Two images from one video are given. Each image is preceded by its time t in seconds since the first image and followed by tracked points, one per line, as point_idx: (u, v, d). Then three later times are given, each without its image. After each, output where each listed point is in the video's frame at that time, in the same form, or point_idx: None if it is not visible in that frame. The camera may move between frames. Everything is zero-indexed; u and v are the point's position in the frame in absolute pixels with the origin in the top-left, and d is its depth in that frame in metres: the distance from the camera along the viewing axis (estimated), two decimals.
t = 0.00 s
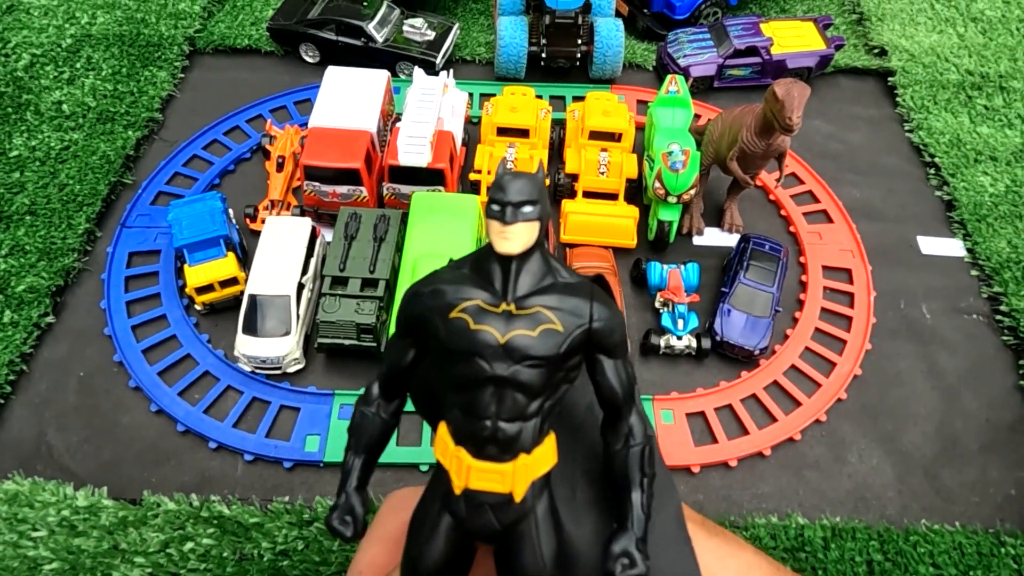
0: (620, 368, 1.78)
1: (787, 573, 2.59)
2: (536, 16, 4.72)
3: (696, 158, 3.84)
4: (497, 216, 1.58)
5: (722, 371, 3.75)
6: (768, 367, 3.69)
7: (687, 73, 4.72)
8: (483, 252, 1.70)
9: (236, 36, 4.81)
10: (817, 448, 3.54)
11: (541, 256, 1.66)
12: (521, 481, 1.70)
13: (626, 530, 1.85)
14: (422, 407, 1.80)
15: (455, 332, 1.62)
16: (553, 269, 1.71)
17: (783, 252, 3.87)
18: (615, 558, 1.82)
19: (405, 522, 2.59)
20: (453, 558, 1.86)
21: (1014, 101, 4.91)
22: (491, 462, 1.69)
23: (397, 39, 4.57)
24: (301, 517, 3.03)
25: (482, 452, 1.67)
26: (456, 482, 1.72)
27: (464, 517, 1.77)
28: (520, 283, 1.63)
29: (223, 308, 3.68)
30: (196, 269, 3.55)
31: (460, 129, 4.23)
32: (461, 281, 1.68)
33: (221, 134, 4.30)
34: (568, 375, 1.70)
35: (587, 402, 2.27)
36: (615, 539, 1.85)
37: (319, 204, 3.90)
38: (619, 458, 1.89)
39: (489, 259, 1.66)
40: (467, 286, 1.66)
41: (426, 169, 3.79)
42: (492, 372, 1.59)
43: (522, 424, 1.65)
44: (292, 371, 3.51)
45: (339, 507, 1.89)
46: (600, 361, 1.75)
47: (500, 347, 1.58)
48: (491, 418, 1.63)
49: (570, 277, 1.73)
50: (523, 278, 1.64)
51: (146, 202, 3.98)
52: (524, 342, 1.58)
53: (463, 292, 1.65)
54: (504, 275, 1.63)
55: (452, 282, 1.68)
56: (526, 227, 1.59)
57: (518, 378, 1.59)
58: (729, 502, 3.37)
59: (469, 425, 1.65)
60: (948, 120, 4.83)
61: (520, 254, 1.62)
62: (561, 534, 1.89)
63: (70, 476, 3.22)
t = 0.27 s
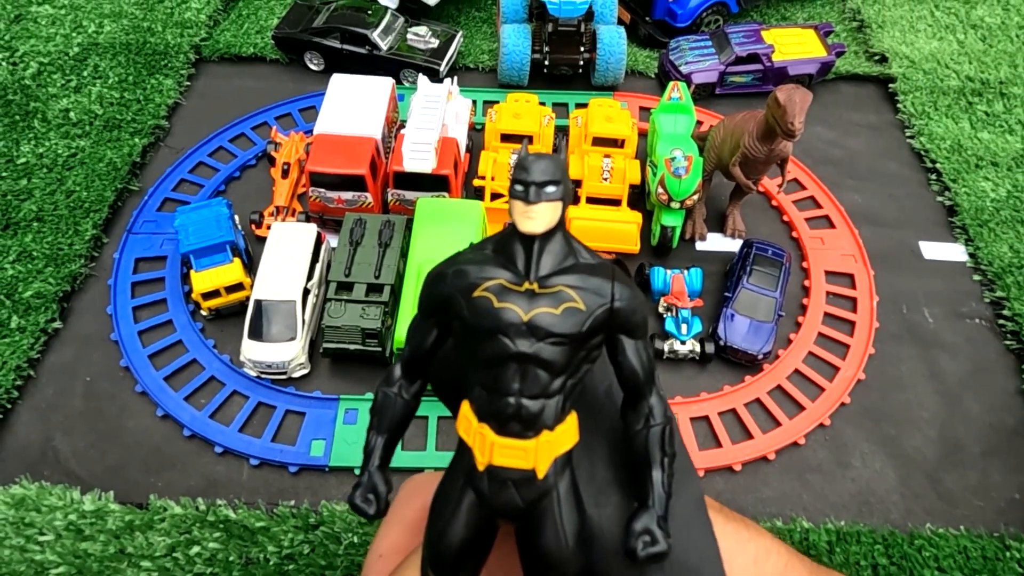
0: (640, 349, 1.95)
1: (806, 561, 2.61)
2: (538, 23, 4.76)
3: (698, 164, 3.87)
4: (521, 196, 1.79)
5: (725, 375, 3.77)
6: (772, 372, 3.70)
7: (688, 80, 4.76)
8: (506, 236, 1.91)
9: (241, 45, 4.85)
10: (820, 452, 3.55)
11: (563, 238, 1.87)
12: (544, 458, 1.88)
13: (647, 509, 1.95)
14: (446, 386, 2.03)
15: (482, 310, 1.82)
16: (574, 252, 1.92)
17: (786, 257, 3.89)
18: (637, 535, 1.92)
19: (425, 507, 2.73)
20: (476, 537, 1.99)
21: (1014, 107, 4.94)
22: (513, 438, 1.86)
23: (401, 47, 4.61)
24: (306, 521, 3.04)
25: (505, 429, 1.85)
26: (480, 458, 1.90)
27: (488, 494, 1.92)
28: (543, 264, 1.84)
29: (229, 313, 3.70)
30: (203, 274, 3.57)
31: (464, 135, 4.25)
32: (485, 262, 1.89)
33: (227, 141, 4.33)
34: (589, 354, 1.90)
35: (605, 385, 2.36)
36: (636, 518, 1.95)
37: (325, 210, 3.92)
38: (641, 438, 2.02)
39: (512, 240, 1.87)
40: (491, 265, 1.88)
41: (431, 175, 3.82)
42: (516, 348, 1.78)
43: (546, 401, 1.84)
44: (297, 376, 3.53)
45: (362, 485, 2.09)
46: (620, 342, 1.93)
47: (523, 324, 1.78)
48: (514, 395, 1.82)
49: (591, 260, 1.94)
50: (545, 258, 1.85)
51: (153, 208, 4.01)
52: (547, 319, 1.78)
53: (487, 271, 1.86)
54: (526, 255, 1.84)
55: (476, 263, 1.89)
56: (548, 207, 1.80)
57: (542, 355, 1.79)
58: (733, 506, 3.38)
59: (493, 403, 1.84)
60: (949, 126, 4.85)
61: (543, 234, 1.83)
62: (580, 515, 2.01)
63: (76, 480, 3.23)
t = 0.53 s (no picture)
0: (649, 332, 1.98)
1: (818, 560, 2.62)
2: (538, 31, 4.82)
3: (697, 168, 3.90)
4: (536, 183, 1.83)
5: (725, 378, 3.79)
6: (771, 374, 3.72)
7: (688, 86, 4.80)
8: (522, 223, 1.96)
9: (244, 52, 4.90)
10: (820, 454, 3.56)
11: (577, 225, 1.92)
12: (554, 433, 1.93)
13: (653, 488, 1.99)
14: (464, 366, 2.09)
15: (497, 291, 1.87)
16: (587, 239, 1.96)
17: (784, 261, 3.92)
18: (642, 512, 1.96)
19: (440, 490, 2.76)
20: (488, 512, 2.04)
21: (1012, 112, 4.97)
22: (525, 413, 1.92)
23: (402, 54, 4.66)
24: (308, 523, 3.06)
25: (517, 404, 1.90)
26: (492, 432, 1.96)
27: (499, 466, 1.97)
28: (557, 249, 1.89)
29: (232, 317, 3.73)
30: (205, 278, 3.60)
31: (465, 141, 4.29)
32: (503, 248, 1.94)
33: (230, 147, 4.37)
34: (601, 337, 1.93)
35: (619, 374, 2.28)
36: (642, 496, 1.99)
37: (327, 215, 3.95)
38: (650, 420, 2.04)
39: (528, 227, 1.92)
40: (508, 251, 1.92)
41: (432, 180, 3.85)
42: (528, 326, 1.83)
43: (556, 378, 1.88)
44: (300, 379, 3.55)
45: (381, 459, 2.13)
46: (630, 325, 1.96)
47: (536, 304, 1.82)
48: (526, 370, 1.87)
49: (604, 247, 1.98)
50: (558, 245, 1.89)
51: (156, 213, 4.05)
52: (559, 300, 1.82)
53: (504, 256, 1.91)
54: (541, 240, 1.89)
55: (494, 248, 1.94)
56: (562, 194, 1.84)
57: (553, 334, 1.83)
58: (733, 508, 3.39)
59: (507, 378, 1.89)
60: (947, 131, 4.89)
61: (557, 220, 1.87)
62: (590, 494, 2.05)
63: (80, 483, 3.25)
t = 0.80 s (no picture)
0: (645, 340, 1.99)
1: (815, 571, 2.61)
2: (540, 37, 4.81)
3: (698, 173, 3.91)
4: (532, 192, 1.87)
5: (727, 382, 3.78)
6: (774, 379, 3.72)
7: (688, 92, 4.80)
8: (519, 233, 1.98)
9: (246, 59, 4.92)
10: (822, 459, 3.55)
11: (573, 234, 1.94)
12: (549, 441, 1.93)
13: (650, 497, 1.98)
14: (461, 373, 2.08)
15: (494, 299, 1.89)
16: (583, 247, 1.98)
17: (786, 266, 3.92)
18: (639, 521, 1.96)
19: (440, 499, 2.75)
20: (487, 517, 2.01)
21: (1012, 117, 4.98)
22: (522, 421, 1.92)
23: (404, 60, 4.67)
24: (310, 529, 3.05)
25: (514, 412, 1.91)
26: (488, 440, 1.96)
27: (495, 476, 1.96)
28: (552, 257, 1.91)
29: (234, 322, 3.73)
30: (207, 283, 3.60)
31: (466, 147, 4.29)
32: (499, 257, 1.96)
33: (232, 153, 4.39)
34: (597, 345, 1.95)
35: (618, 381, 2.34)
36: (639, 505, 1.98)
37: (328, 220, 3.94)
38: (647, 429, 2.04)
39: (525, 236, 1.94)
40: (505, 259, 1.95)
41: (433, 185, 3.86)
42: (523, 334, 1.85)
43: (551, 387, 1.89)
44: (301, 385, 3.55)
45: (377, 468, 2.13)
46: (625, 333, 1.98)
47: (532, 312, 1.85)
48: (522, 378, 1.88)
49: (599, 255, 2.00)
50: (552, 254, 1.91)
51: (158, 219, 4.05)
52: (554, 308, 1.84)
53: (499, 265, 1.93)
54: (537, 249, 1.91)
55: (491, 258, 1.97)
56: (558, 203, 1.86)
57: (549, 342, 1.85)
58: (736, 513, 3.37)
59: (503, 385, 1.91)
60: (947, 136, 4.90)
61: (552, 229, 1.89)
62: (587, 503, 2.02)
63: (81, 488, 3.24)
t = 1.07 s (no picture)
0: (657, 346, 1.90)
1: None
2: (544, 39, 4.74)
3: (707, 175, 3.87)
4: (537, 194, 1.77)
5: (737, 387, 3.71)
6: (785, 383, 3.65)
7: (694, 93, 4.76)
8: (523, 237, 1.89)
9: (248, 61, 4.88)
10: (835, 465, 3.47)
11: (580, 237, 1.85)
12: (560, 454, 1.85)
13: (667, 512, 1.91)
14: (466, 384, 2.01)
15: (499, 306, 1.81)
16: (591, 250, 1.89)
17: (796, 268, 3.85)
18: (656, 537, 1.88)
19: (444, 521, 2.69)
20: (495, 535, 1.98)
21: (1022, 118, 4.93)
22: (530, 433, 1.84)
23: (407, 62, 4.63)
24: (312, 536, 2.97)
25: (521, 424, 1.83)
26: (496, 453, 1.88)
27: (504, 489, 1.90)
28: (560, 262, 1.82)
29: (235, 326, 3.66)
30: (207, 286, 3.54)
31: (470, 149, 4.25)
32: (504, 262, 1.88)
33: (233, 155, 4.34)
34: (607, 353, 1.87)
35: (630, 396, 2.16)
36: (656, 520, 1.91)
37: (331, 222, 3.89)
38: (661, 440, 1.97)
39: (529, 240, 1.84)
40: (511, 264, 1.86)
41: (437, 186, 3.80)
42: (530, 342, 1.77)
43: (560, 397, 1.81)
44: (303, 389, 3.48)
45: (380, 484, 2.06)
46: (637, 340, 1.89)
47: (539, 319, 1.76)
48: (530, 388, 1.79)
49: (608, 259, 1.91)
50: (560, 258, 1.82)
51: (159, 222, 4.00)
52: (563, 314, 1.76)
53: (505, 270, 1.85)
54: (543, 253, 1.82)
55: (495, 263, 1.88)
56: (564, 204, 1.77)
57: (558, 349, 1.77)
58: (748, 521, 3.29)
59: (510, 396, 1.82)
60: (957, 137, 4.84)
61: (559, 231, 1.80)
62: (599, 518, 1.96)
63: (78, 495, 3.17)
